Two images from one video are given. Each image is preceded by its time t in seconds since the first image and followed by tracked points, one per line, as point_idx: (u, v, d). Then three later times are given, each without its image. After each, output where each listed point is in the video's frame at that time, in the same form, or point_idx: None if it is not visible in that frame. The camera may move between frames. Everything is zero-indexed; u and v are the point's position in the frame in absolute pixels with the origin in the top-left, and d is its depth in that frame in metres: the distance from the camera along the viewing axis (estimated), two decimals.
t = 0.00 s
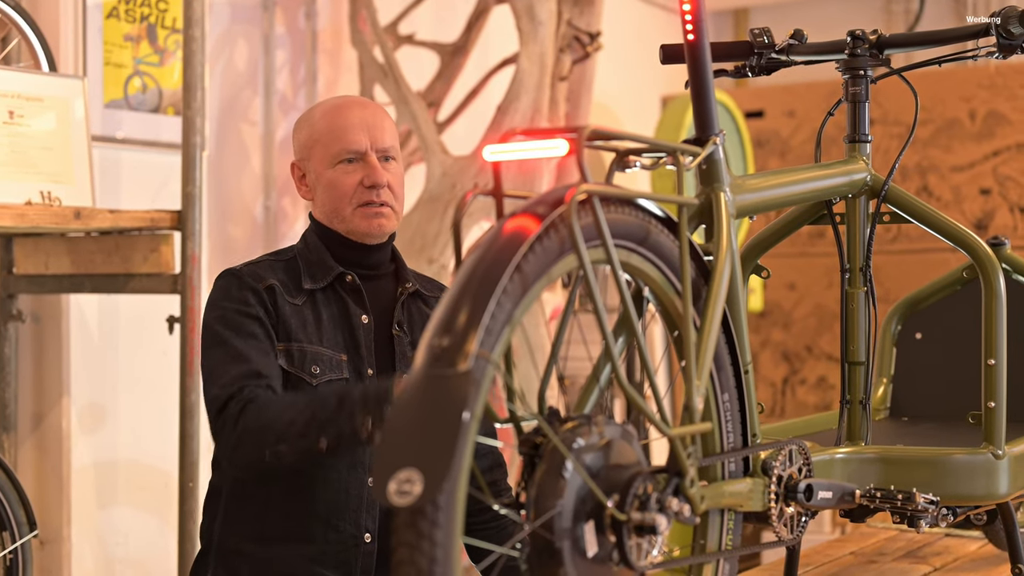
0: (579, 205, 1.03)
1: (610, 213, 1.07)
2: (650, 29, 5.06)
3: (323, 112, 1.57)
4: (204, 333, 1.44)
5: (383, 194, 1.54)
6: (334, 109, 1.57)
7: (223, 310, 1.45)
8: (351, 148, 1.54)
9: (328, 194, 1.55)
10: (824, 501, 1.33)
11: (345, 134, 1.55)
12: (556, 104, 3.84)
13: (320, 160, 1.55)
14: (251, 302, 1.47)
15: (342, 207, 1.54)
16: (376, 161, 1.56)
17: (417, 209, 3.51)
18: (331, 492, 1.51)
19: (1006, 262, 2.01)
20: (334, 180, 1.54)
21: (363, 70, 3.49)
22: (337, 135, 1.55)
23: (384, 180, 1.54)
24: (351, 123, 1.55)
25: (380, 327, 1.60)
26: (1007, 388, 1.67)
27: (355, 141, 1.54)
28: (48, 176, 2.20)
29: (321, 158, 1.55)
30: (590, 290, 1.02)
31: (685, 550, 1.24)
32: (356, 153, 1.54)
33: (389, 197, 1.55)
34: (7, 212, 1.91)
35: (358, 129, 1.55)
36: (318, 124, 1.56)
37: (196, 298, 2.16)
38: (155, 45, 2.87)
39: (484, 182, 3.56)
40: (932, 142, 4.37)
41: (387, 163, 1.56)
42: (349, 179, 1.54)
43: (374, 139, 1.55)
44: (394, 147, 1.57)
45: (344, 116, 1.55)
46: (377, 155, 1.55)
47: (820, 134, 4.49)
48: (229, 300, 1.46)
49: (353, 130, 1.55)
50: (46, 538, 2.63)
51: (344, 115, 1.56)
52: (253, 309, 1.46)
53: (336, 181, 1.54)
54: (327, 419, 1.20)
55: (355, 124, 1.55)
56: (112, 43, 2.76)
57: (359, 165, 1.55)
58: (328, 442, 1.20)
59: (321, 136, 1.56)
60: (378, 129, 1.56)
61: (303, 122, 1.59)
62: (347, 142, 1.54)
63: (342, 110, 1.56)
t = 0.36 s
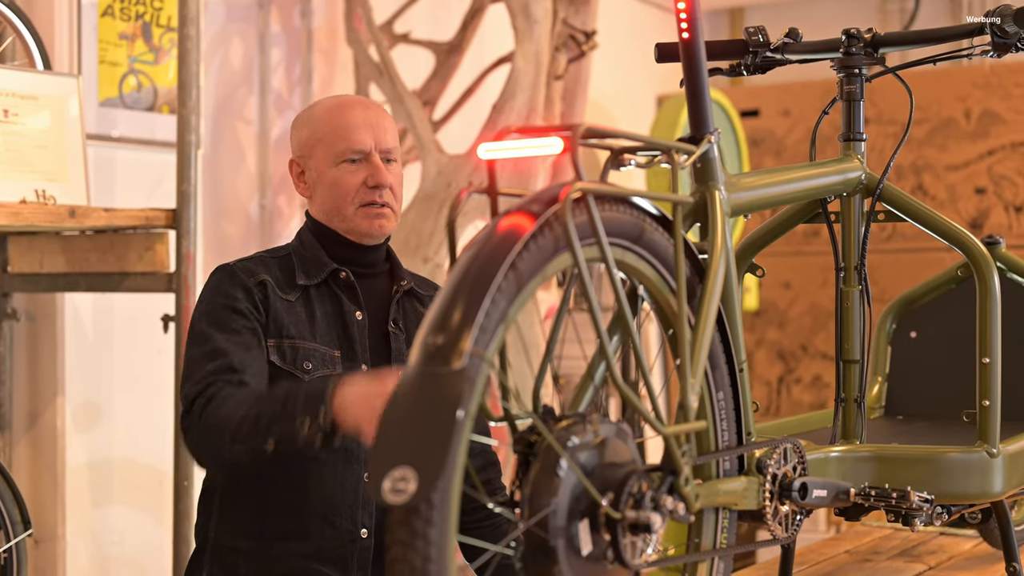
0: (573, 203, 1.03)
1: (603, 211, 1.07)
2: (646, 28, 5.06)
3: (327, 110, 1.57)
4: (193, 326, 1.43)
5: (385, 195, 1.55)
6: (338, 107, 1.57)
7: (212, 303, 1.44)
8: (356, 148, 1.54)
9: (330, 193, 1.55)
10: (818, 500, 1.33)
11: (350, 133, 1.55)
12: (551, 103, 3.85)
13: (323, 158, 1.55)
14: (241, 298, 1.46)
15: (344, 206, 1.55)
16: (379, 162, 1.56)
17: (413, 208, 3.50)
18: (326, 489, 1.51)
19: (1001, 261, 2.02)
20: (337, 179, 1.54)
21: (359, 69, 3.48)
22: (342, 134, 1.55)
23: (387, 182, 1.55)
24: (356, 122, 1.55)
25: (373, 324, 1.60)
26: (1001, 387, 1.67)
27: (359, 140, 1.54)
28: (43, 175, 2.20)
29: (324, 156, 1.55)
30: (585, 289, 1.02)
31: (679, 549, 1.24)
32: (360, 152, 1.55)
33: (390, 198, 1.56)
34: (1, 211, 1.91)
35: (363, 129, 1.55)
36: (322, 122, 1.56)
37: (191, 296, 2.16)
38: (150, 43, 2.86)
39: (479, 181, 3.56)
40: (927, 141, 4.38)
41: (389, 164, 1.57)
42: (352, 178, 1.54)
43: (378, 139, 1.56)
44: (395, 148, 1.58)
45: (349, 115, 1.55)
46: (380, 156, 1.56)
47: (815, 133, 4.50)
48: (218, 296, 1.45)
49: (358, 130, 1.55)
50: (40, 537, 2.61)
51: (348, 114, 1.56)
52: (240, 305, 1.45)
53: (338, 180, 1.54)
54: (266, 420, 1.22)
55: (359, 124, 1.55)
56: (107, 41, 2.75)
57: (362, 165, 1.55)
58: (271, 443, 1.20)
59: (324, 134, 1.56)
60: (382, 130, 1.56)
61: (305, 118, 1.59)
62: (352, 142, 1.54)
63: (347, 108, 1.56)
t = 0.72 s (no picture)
0: (571, 202, 1.03)
1: (601, 210, 1.07)
2: (642, 27, 5.06)
3: (333, 109, 1.56)
4: (197, 335, 1.46)
5: (388, 199, 1.55)
6: (344, 108, 1.55)
7: (214, 317, 1.46)
8: (361, 151, 1.53)
9: (332, 194, 1.54)
10: (815, 499, 1.34)
11: (356, 135, 1.54)
12: (548, 102, 3.85)
13: (327, 159, 1.54)
14: (240, 308, 1.46)
15: (347, 207, 1.54)
16: (383, 165, 1.55)
17: (409, 207, 3.49)
18: (324, 492, 1.50)
19: (998, 260, 2.03)
20: (341, 180, 1.54)
21: (355, 68, 3.46)
22: (347, 136, 1.54)
23: (390, 186, 1.54)
24: (362, 125, 1.54)
25: (373, 326, 1.60)
26: (998, 386, 1.67)
27: (365, 143, 1.54)
28: (40, 174, 2.20)
29: (329, 157, 1.54)
30: (583, 288, 1.02)
31: (677, 548, 1.24)
32: (365, 155, 1.54)
33: (393, 202, 1.55)
34: None
35: (369, 132, 1.54)
36: (328, 122, 1.55)
37: (187, 295, 2.16)
38: (146, 42, 2.86)
39: (476, 180, 3.56)
40: (924, 141, 4.39)
41: (393, 168, 1.57)
42: (356, 181, 1.53)
43: (383, 142, 1.55)
44: (400, 152, 1.58)
45: (356, 117, 1.54)
46: (384, 160, 1.55)
47: (812, 132, 4.50)
48: (218, 309, 1.46)
49: (364, 132, 1.54)
50: (37, 537, 2.63)
51: (355, 116, 1.55)
52: (240, 320, 1.46)
53: (342, 182, 1.53)
54: None
55: (366, 126, 1.54)
56: (104, 40, 2.75)
57: (367, 167, 1.54)
58: None
59: (330, 134, 1.55)
60: (388, 133, 1.55)
61: (310, 116, 1.58)
62: (358, 144, 1.53)
63: (353, 110, 1.55)
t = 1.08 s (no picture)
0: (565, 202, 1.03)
1: (596, 210, 1.07)
2: (637, 27, 5.06)
3: (326, 110, 1.55)
4: (192, 335, 1.45)
5: (379, 202, 1.54)
6: (337, 109, 1.55)
7: (208, 317, 1.46)
8: (352, 154, 1.53)
9: (324, 196, 1.55)
10: (810, 498, 1.34)
11: (347, 138, 1.53)
12: (543, 102, 3.85)
13: (318, 161, 1.54)
14: (234, 309, 1.46)
15: (337, 210, 1.55)
16: (375, 168, 1.55)
17: (405, 206, 3.50)
18: (318, 494, 1.50)
19: (992, 260, 2.03)
20: (331, 183, 1.54)
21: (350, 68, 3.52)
22: (339, 138, 1.53)
23: (381, 190, 1.54)
24: (354, 127, 1.54)
25: (368, 327, 1.60)
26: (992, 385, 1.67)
27: (356, 146, 1.53)
28: (34, 174, 2.19)
29: (320, 159, 1.54)
30: (576, 289, 1.02)
31: (671, 548, 1.24)
32: (356, 158, 1.54)
33: (385, 205, 1.55)
34: None
35: (360, 134, 1.54)
36: (320, 123, 1.55)
37: (182, 295, 2.15)
38: (141, 42, 2.85)
39: (471, 179, 3.56)
40: (919, 140, 4.40)
41: (386, 170, 1.56)
42: (346, 184, 1.53)
43: (375, 145, 1.54)
44: (394, 154, 1.57)
45: (347, 119, 1.54)
46: (376, 163, 1.55)
47: (807, 132, 4.50)
48: (212, 310, 1.46)
49: (356, 135, 1.53)
50: (32, 537, 2.63)
51: (347, 118, 1.54)
52: (235, 321, 1.46)
53: (333, 184, 1.54)
54: None
55: (358, 128, 1.54)
56: (98, 40, 2.75)
57: (358, 170, 1.54)
58: None
59: (321, 136, 1.55)
60: (380, 135, 1.55)
61: (304, 116, 1.57)
62: (349, 147, 1.53)
63: (345, 111, 1.54)
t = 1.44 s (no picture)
0: (559, 201, 1.03)
1: (591, 209, 1.07)
2: (632, 27, 5.07)
3: (321, 109, 1.55)
4: (188, 335, 1.45)
5: (374, 202, 1.55)
6: (333, 108, 1.55)
7: (204, 317, 1.45)
8: (347, 153, 1.53)
9: (320, 195, 1.55)
10: (804, 497, 1.34)
11: (343, 137, 1.53)
12: (538, 101, 3.85)
13: (313, 160, 1.54)
14: (229, 308, 1.46)
15: (333, 209, 1.55)
16: (371, 168, 1.55)
17: (400, 206, 3.50)
18: (314, 493, 1.50)
19: (987, 259, 2.03)
20: (327, 182, 1.54)
21: (346, 67, 3.46)
22: (334, 138, 1.53)
23: (376, 190, 1.54)
24: (349, 126, 1.54)
25: (365, 326, 1.60)
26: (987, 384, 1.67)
27: (351, 146, 1.53)
28: (30, 172, 2.19)
29: (316, 158, 1.54)
30: (571, 288, 1.02)
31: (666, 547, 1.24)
32: (352, 158, 1.54)
33: (380, 205, 1.55)
34: None
35: (356, 134, 1.54)
36: (316, 123, 1.55)
37: (177, 295, 2.15)
38: (136, 42, 2.85)
39: (466, 178, 3.56)
40: (915, 140, 4.41)
41: (381, 170, 1.56)
42: (341, 184, 1.53)
43: (371, 144, 1.54)
44: (389, 153, 1.57)
45: (343, 118, 1.54)
46: (372, 162, 1.55)
47: (802, 132, 4.51)
48: (208, 309, 1.46)
49: (351, 134, 1.53)
50: (27, 537, 2.60)
51: (343, 117, 1.54)
52: (231, 321, 1.46)
53: (328, 184, 1.54)
54: None
55: (353, 128, 1.54)
56: (94, 39, 2.74)
57: (353, 170, 1.54)
58: None
59: (317, 135, 1.54)
60: (375, 135, 1.54)
61: (300, 115, 1.57)
62: (344, 146, 1.53)
63: (341, 110, 1.54)
